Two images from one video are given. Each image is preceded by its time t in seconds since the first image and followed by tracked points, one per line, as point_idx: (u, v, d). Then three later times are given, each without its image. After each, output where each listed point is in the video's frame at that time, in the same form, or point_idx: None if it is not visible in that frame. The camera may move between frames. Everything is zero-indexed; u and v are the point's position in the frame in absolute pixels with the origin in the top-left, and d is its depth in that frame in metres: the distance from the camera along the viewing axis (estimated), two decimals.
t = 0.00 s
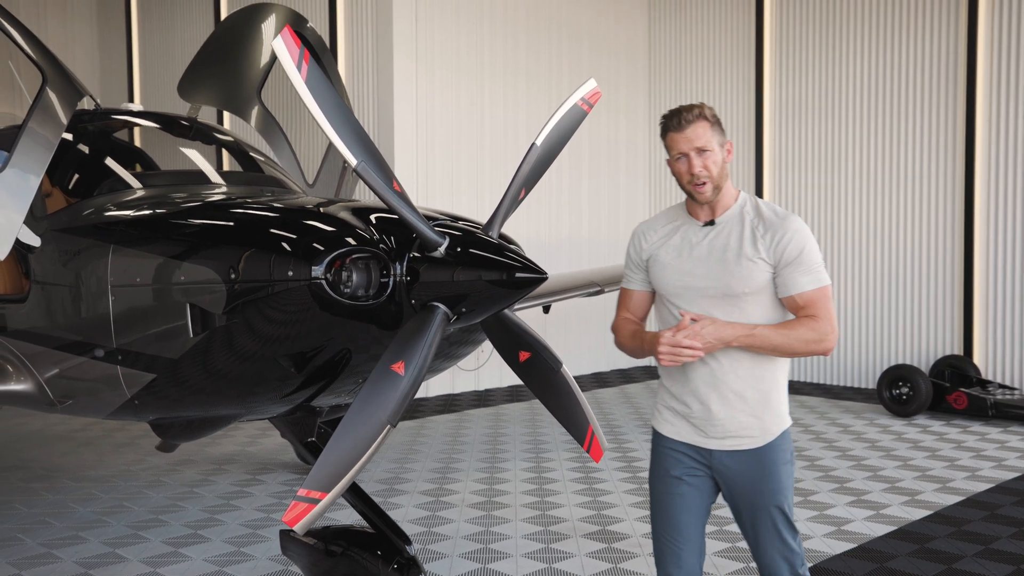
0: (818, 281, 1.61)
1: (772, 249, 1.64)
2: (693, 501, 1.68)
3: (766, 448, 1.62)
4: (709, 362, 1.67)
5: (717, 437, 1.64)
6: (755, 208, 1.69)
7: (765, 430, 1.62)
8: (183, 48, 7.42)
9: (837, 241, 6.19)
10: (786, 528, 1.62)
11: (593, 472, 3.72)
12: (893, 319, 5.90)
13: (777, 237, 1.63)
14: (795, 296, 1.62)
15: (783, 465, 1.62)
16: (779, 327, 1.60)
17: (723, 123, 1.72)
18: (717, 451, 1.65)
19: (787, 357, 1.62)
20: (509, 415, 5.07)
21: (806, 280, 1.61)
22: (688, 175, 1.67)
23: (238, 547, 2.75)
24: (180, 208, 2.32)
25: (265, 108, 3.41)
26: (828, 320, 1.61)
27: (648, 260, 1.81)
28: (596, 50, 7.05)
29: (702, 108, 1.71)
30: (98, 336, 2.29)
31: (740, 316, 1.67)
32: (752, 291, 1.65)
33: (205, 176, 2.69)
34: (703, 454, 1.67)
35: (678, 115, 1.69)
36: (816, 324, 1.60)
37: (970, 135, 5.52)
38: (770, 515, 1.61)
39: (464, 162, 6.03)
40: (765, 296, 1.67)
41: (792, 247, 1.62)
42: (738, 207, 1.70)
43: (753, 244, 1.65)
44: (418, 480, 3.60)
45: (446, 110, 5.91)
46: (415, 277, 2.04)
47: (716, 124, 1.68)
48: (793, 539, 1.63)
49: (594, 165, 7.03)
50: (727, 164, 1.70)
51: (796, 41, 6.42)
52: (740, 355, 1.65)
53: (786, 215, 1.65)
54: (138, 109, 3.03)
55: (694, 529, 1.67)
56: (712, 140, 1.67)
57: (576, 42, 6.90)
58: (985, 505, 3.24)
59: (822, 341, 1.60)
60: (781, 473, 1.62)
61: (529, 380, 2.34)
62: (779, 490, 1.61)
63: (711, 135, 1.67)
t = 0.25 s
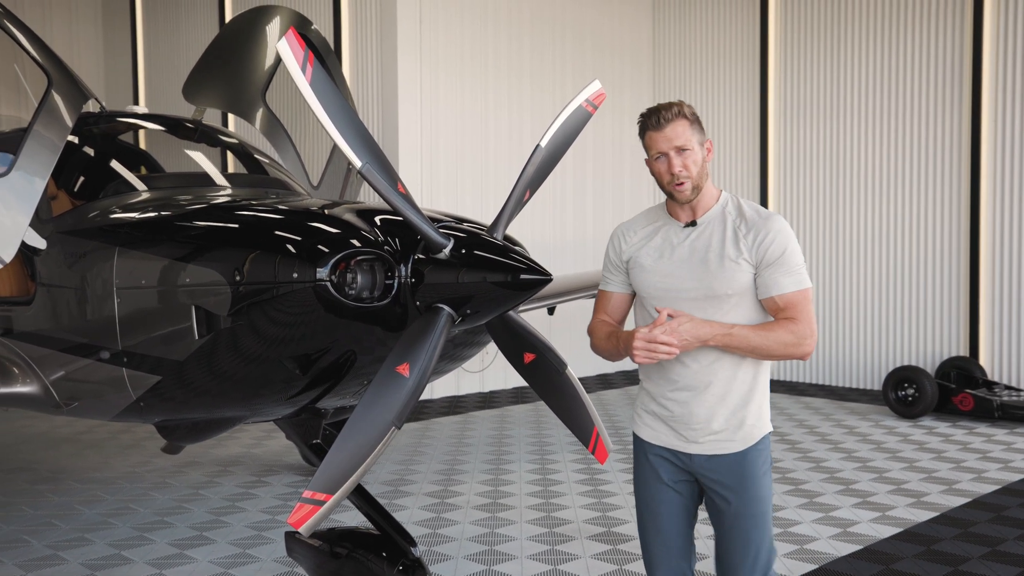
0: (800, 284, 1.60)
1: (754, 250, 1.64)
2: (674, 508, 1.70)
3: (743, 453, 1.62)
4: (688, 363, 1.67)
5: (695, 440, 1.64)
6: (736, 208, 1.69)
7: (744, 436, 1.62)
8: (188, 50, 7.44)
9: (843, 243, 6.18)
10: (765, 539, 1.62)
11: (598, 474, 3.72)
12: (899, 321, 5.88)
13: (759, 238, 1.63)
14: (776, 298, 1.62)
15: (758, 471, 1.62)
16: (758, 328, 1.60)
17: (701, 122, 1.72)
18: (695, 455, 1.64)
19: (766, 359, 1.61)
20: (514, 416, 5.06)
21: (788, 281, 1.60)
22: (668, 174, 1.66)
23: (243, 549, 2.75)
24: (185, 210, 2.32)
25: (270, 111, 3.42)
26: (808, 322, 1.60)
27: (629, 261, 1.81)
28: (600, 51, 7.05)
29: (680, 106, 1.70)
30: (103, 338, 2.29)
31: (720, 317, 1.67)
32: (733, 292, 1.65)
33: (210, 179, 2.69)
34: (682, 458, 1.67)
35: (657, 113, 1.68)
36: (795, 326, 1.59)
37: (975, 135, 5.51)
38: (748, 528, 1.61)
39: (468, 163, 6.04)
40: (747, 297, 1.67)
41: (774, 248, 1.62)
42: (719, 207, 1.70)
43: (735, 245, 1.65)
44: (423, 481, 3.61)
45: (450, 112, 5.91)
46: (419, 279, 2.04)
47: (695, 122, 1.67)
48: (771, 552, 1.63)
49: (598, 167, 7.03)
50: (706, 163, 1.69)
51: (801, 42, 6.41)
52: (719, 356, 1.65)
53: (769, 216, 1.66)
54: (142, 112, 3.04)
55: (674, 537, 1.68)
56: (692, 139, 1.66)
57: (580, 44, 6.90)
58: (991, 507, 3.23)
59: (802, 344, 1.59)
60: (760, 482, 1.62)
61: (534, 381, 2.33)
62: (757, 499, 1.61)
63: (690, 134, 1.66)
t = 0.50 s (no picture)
0: (798, 282, 1.60)
1: (750, 249, 1.64)
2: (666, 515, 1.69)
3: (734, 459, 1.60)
4: (685, 364, 1.67)
5: (689, 442, 1.64)
6: (734, 207, 1.69)
7: (737, 439, 1.61)
8: (194, 51, 7.45)
9: (850, 244, 6.16)
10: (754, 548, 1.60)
11: (604, 475, 3.71)
12: (906, 323, 5.86)
13: (756, 236, 1.63)
14: (773, 297, 1.61)
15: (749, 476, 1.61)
16: (755, 328, 1.60)
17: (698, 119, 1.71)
18: (687, 459, 1.64)
19: (763, 358, 1.61)
20: (519, 418, 5.06)
21: (785, 280, 1.60)
22: (665, 176, 1.66)
23: (249, 550, 2.75)
24: (192, 211, 2.33)
25: (277, 112, 3.39)
26: (807, 322, 1.59)
27: (626, 262, 1.81)
28: (606, 53, 7.04)
29: (677, 104, 1.69)
30: (109, 339, 2.30)
31: (717, 316, 1.67)
32: (730, 291, 1.65)
33: (216, 180, 2.70)
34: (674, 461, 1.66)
35: (653, 113, 1.67)
36: (794, 325, 1.59)
37: (983, 136, 5.48)
38: (738, 537, 1.59)
39: (474, 165, 6.04)
40: (744, 297, 1.66)
41: (771, 247, 1.61)
42: (717, 207, 1.70)
43: (732, 244, 1.65)
44: (428, 482, 3.60)
45: (456, 114, 5.91)
46: (425, 280, 2.04)
47: (691, 122, 1.66)
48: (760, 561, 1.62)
49: (604, 168, 7.02)
50: (704, 163, 1.69)
51: (807, 43, 6.40)
52: (716, 356, 1.65)
53: (765, 214, 1.66)
54: (149, 114, 3.05)
55: (666, 541, 1.68)
56: (689, 139, 1.65)
57: (586, 45, 6.89)
58: (998, 509, 3.22)
59: (801, 343, 1.59)
60: (750, 489, 1.61)
61: (541, 384, 2.33)
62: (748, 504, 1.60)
63: (687, 134, 1.65)
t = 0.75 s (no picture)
0: (795, 285, 1.56)
1: (749, 249, 1.62)
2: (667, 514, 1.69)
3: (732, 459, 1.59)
4: (680, 363, 1.67)
5: (686, 442, 1.63)
6: (739, 206, 1.67)
7: (735, 439, 1.59)
8: (199, 50, 7.46)
9: (855, 243, 6.14)
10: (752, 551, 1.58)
11: (608, 473, 3.71)
12: (911, 322, 5.84)
13: (755, 237, 1.61)
14: (770, 300, 1.58)
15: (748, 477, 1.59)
16: (747, 331, 1.57)
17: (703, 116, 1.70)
18: (685, 458, 1.64)
19: (757, 361, 1.59)
20: (524, 416, 5.05)
21: (781, 282, 1.57)
22: (670, 175, 1.66)
23: (253, 548, 2.75)
24: (196, 209, 2.32)
25: (281, 110, 3.39)
26: (803, 327, 1.55)
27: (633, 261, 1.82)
28: (610, 51, 7.03)
29: (681, 102, 1.68)
30: (114, 338, 2.30)
31: (715, 317, 1.65)
32: (728, 291, 1.64)
33: (220, 179, 2.70)
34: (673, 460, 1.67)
35: (657, 113, 1.66)
36: (788, 329, 1.55)
37: (989, 134, 5.46)
38: (735, 539, 1.58)
39: (479, 163, 6.03)
40: (743, 298, 1.65)
41: (768, 248, 1.59)
42: (724, 205, 1.69)
43: (731, 244, 1.64)
44: (432, 481, 3.60)
45: (461, 112, 5.91)
46: (430, 279, 2.04)
47: (696, 120, 1.66)
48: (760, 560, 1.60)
49: (609, 166, 7.01)
50: (710, 161, 1.68)
51: (812, 42, 6.38)
52: (711, 357, 1.64)
53: (768, 214, 1.63)
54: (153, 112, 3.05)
55: (667, 540, 1.68)
56: (693, 138, 1.64)
57: (591, 44, 6.88)
58: (1003, 508, 3.21)
59: (795, 348, 1.55)
60: (748, 490, 1.59)
61: (545, 382, 2.32)
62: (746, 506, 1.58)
63: (692, 132, 1.64)
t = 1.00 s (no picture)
0: (807, 290, 1.56)
1: (762, 250, 1.62)
2: (679, 514, 1.68)
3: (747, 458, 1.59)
4: (689, 361, 1.67)
5: (696, 442, 1.64)
6: (754, 208, 1.67)
7: (745, 440, 1.59)
8: (200, 49, 7.46)
9: (856, 243, 6.14)
10: (767, 552, 1.57)
11: (609, 474, 3.70)
12: (912, 322, 5.84)
13: (768, 238, 1.61)
14: (780, 303, 1.58)
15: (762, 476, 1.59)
16: (756, 333, 1.57)
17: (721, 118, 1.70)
18: (697, 459, 1.64)
19: (764, 363, 1.58)
20: (524, 416, 5.05)
21: (793, 286, 1.56)
22: (687, 174, 1.65)
23: (253, 548, 2.75)
24: (197, 209, 2.32)
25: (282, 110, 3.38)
26: (811, 331, 1.55)
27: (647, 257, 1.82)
28: (612, 51, 7.02)
29: (699, 103, 1.68)
30: (114, 337, 2.30)
31: (725, 317, 1.65)
32: (739, 292, 1.64)
33: (220, 178, 2.70)
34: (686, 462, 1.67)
35: (674, 113, 1.66)
36: (796, 333, 1.55)
37: (990, 134, 5.46)
38: (749, 536, 1.57)
39: (480, 163, 6.03)
40: (754, 299, 1.64)
41: (780, 251, 1.58)
42: (739, 206, 1.69)
43: (744, 245, 1.64)
44: (433, 481, 3.60)
45: (462, 112, 5.90)
46: (430, 279, 2.03)
47: (713, 120, 1.66)
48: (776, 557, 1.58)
49: (610, 166, 7.01)
50: (727, 161, 1.68)
51: (813, 42, 6.38)
52: (721, 357, 1.64)
53: (784, 216, 1.62)
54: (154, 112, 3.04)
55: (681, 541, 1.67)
56: (711, 138, 1.64)
57: (592, 44, 6.88)
58: (1004, 508, 3.20)
59: (803, 351, 1.54)
60: (762, 490, 1.58)
61: (546, 382, 2.32)
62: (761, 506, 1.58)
63: (708, 132, 1.64)
